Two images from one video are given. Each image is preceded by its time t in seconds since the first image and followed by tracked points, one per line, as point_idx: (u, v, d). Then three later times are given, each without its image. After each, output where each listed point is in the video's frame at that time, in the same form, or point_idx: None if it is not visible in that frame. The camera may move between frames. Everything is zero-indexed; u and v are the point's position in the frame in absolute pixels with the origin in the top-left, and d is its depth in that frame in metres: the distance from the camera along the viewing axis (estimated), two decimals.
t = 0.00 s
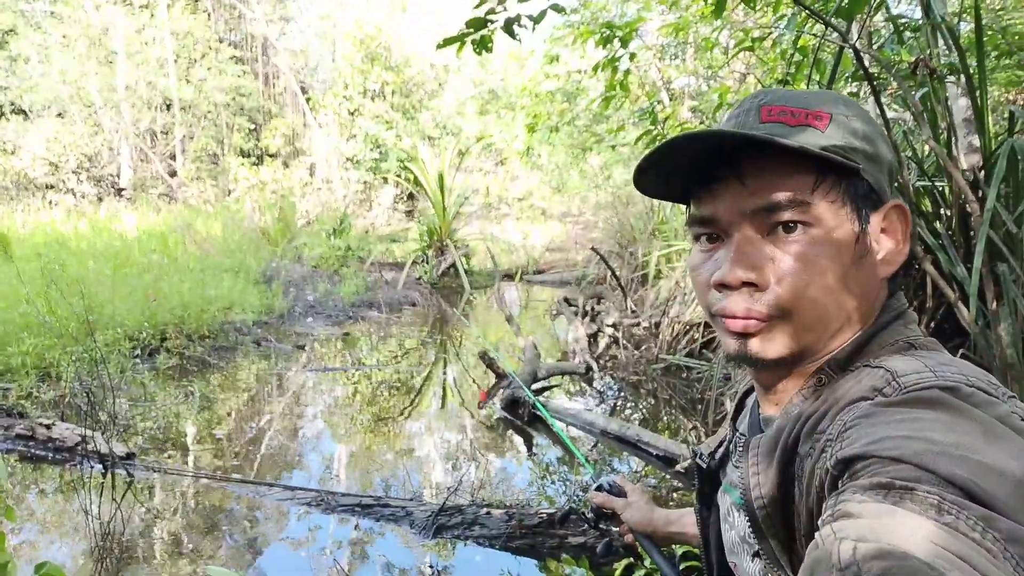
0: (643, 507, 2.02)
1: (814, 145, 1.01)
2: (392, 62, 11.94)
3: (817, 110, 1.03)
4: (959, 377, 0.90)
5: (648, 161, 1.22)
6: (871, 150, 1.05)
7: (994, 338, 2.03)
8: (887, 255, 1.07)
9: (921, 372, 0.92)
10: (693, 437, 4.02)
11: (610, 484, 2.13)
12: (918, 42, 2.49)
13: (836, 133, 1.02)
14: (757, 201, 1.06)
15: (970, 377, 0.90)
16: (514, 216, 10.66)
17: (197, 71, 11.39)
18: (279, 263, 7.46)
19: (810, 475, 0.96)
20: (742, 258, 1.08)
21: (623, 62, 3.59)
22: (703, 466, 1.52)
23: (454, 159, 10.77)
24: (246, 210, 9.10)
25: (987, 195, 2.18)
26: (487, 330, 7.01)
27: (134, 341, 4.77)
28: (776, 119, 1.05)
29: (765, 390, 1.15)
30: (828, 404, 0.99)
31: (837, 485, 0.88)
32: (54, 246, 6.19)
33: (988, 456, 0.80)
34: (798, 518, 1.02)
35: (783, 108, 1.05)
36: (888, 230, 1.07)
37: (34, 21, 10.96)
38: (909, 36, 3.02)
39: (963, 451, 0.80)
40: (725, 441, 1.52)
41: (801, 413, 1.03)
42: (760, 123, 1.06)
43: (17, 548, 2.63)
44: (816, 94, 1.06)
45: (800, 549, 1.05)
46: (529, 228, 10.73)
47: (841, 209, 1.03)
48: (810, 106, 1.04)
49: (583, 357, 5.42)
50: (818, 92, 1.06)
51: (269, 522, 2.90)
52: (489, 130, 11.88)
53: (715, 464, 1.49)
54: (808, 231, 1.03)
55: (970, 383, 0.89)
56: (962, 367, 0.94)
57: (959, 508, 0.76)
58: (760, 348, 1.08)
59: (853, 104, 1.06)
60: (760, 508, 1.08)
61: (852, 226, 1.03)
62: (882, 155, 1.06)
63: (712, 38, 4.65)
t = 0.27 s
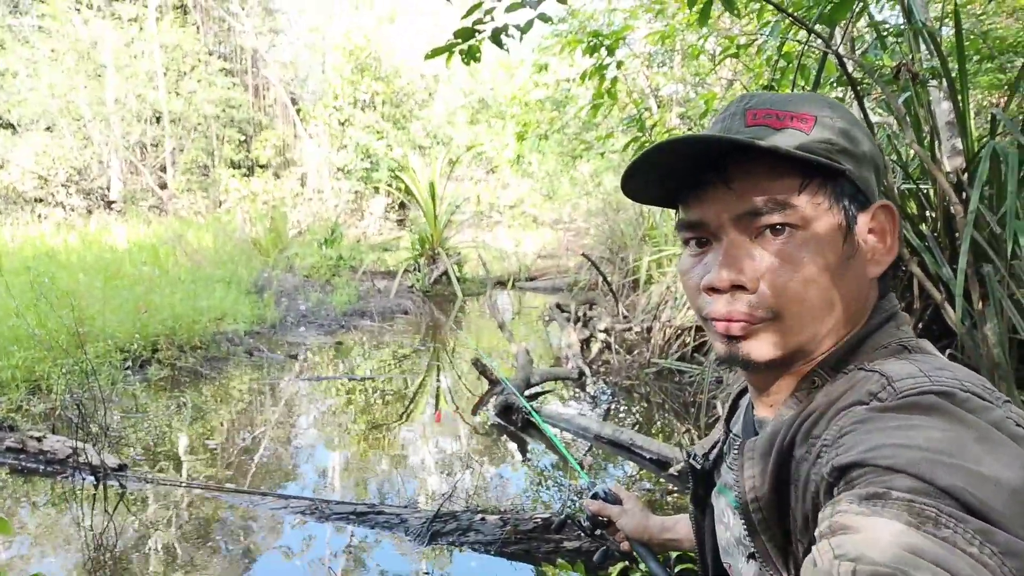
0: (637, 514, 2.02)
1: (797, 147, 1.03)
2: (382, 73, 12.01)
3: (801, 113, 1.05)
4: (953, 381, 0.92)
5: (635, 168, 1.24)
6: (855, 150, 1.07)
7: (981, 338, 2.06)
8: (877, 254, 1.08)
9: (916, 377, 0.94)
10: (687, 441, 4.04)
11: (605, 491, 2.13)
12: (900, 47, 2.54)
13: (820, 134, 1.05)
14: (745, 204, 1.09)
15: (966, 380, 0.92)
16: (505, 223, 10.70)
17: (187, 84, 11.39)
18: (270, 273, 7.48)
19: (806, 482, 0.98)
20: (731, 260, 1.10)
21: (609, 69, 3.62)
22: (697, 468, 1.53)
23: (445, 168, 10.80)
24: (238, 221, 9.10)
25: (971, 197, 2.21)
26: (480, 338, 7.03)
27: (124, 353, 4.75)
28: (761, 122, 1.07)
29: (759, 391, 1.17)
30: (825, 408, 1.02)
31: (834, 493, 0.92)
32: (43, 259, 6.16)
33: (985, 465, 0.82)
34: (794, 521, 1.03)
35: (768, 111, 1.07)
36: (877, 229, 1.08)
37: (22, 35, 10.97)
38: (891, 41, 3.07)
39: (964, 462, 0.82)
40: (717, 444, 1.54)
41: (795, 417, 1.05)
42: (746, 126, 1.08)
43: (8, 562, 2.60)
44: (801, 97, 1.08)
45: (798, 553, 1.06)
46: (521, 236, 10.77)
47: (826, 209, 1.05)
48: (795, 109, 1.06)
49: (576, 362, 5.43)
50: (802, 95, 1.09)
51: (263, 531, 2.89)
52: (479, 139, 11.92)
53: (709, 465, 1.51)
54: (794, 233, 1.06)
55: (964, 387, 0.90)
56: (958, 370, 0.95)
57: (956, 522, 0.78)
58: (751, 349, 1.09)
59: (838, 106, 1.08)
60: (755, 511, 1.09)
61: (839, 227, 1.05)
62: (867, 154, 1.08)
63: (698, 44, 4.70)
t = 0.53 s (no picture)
0: (654, 512, 2.02)
1: (810, 136, 1.03)
2: (387, 77, 12.01)
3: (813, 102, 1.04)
4: (976, 368, 0.91)
5: (645, 162, 1.23)
6: (869, 137, 1.05)
7: (999, 328, 2.03)
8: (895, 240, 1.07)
9: (936, 363, 0.93)
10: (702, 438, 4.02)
11: (619, 490, 2.12)
12: (907, 36, 2.52)
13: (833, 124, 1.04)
14: (759, 195, 1.08)
15: (990, 367, 0.91)
16: (514, 224, 10.71)
17: (195, 94, 11.46)
18: (282, 281, 7.53)
19: (826, 470, 0.97)
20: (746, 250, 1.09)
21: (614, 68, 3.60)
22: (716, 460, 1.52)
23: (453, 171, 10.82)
24: (248, 230, 9.15)
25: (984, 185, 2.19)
26: (492, 340, 7.04)
27: (140, 364, 4.79)
28: (774, 113, 1.06)
29: (780, 382, 1.17)
30: (846, 396, 1.00)
31: (853, 479, 0.90)
32: (58, 273, 6.22)
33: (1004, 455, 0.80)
34: (816, 512, 1.03)
35: (780, 101, 1.06)
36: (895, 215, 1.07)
37: (32, 50, 10.88)
38: (898, 31, 3.05)
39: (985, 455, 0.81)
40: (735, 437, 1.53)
41: (816, 406, 1.04)
42: (758, 117, 1.07)
43: None
44: (814, 86, 1.06)
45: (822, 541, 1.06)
46: (530, 236, 10.78)
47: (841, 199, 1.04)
48: (806, 98, 1.05)
49: (588, 362, 5.42)
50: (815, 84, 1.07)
51: (282, 539, 2.90)
52: (486, 141, 11.93)
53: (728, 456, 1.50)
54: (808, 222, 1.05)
55: (987, 374, 0.89)
56: (979, 356, 0.94)
57: (980, 508, 0.77)
58: (769, 340, 1.09)
59: (851, 94, 1.07)
60: (776, 501, 1.09)
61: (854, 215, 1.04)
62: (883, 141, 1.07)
63: (703, 41, 4.68)
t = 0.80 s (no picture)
0: (664, 515, 1.95)
1: (814, 133, 1.00)
2: (393, 82, 12.02)
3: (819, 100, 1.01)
4: (991, 365, 0.87)
5: (652, 162, 1.21)
6: (877, 132, 1.02)
7: (1009, 326, 2.00)
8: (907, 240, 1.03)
9: (951, 360, 0.89)
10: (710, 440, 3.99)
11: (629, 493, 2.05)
12: (913, 33, 2.50)
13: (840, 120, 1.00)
14: (764, 194, 1.05)
15: (1007, 367, 0.87)
16: (520, 227, 10.74)
17: (202, 101, 11.55)
18: (289, 285, 7.58)
19: (838, 471, 0.93)
20: (753, 251, 1.06)
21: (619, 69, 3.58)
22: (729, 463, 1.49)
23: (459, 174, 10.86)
24: (255, 235, 9.21)
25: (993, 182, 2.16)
26: (498, 342, 7.03)
27: (148, 368, 4.83)
28: (778, 110, 1.03)
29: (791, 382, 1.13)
30: (860, 395, 0.96)
31: (868, 480, 0.86)
32: (67, 278, 6.28)
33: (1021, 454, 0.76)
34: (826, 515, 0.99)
35: (785, 98, 1.04)
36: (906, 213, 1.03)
37: (41, 60, 11.16)
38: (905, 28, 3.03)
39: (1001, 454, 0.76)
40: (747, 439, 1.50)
41: (827, 406, 1.00)
42: (762, 115, 1.05)
43: None
44: (820, 83, 1.04)
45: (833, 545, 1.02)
46: (536, 238, 10.77)
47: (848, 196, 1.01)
48: (811, 95, 1.02)
49: (595, 363, 5.40)
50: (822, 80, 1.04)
51: (288, 542, 2.91)
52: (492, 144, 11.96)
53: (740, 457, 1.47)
54: (815, 221, 1.02)
55: (1003, 371, 0.86)
56: (996, 355, 0.90)
57: (997, 510, 0.73)
58: (776, 342, 1.05)
59: (859, 89, 1.04)
60: (786, 502, 1.05)
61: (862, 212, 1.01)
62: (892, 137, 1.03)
63: (707, 41, 4.67)
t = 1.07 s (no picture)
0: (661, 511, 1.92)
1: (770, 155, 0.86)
2: (379, 86, 11.87)
3: (772, 105, 0.87)
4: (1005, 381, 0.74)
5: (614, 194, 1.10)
6: (846, 125, 0.85)
7: (990, 324, 2.03)
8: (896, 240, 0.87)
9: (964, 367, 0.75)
10: (698, 440, 4.01)
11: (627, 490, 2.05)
12: (895, 34, 2.52)
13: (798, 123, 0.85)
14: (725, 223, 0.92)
15: (1004, 388, 0.71)
16: (508, 229, 10.77)
17: (187, 105, 11.48)
18: (277, 290, 7.56)
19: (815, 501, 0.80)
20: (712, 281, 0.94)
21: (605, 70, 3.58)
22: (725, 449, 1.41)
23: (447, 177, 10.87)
24: (242, 239, 9.17)
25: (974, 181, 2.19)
26: (487, 345, 7.04)
27: (135, 374, 4.80)
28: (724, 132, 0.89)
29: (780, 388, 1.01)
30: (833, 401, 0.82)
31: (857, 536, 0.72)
32: (51, 285, 6.22)
33: None
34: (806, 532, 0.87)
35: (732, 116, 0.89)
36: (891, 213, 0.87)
37: (23, 65, 11.05)
38: (886, 29, 3.06)
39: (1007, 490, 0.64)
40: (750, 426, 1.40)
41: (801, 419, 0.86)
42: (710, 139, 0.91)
43: None
44: (774, 83, 0.90)
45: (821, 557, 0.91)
46: (524, 241, 10.76)
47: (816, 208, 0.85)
48: (762, 100, 0.88)
49: (584, 364, 5.41)
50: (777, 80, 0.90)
51: (277, 548, 2.89)
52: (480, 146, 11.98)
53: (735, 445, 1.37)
54: (783, 242, 0.88)
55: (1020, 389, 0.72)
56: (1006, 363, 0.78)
57: None
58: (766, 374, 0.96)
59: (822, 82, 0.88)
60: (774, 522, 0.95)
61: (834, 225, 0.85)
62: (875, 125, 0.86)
63: (693, 43, 4.69)
